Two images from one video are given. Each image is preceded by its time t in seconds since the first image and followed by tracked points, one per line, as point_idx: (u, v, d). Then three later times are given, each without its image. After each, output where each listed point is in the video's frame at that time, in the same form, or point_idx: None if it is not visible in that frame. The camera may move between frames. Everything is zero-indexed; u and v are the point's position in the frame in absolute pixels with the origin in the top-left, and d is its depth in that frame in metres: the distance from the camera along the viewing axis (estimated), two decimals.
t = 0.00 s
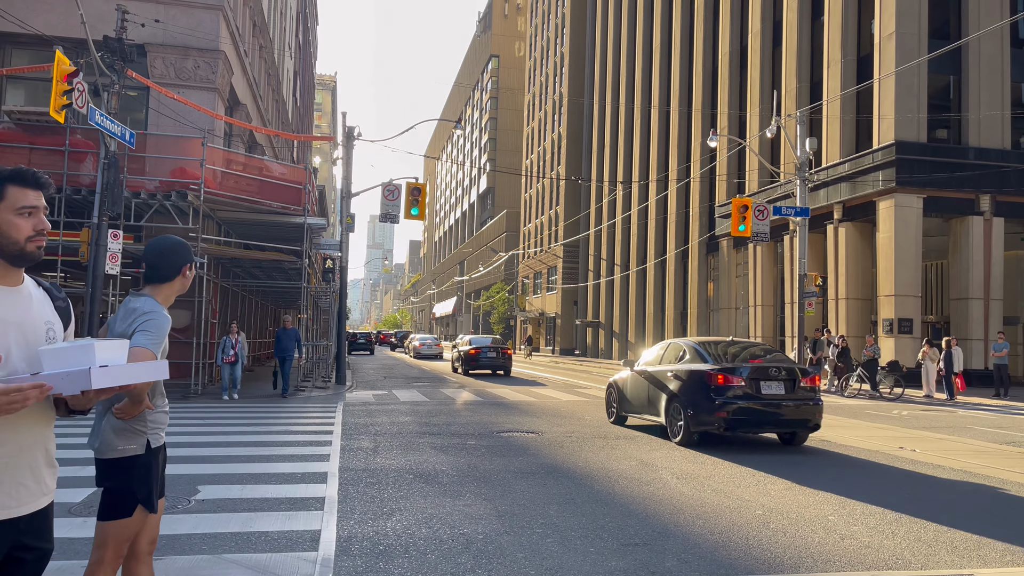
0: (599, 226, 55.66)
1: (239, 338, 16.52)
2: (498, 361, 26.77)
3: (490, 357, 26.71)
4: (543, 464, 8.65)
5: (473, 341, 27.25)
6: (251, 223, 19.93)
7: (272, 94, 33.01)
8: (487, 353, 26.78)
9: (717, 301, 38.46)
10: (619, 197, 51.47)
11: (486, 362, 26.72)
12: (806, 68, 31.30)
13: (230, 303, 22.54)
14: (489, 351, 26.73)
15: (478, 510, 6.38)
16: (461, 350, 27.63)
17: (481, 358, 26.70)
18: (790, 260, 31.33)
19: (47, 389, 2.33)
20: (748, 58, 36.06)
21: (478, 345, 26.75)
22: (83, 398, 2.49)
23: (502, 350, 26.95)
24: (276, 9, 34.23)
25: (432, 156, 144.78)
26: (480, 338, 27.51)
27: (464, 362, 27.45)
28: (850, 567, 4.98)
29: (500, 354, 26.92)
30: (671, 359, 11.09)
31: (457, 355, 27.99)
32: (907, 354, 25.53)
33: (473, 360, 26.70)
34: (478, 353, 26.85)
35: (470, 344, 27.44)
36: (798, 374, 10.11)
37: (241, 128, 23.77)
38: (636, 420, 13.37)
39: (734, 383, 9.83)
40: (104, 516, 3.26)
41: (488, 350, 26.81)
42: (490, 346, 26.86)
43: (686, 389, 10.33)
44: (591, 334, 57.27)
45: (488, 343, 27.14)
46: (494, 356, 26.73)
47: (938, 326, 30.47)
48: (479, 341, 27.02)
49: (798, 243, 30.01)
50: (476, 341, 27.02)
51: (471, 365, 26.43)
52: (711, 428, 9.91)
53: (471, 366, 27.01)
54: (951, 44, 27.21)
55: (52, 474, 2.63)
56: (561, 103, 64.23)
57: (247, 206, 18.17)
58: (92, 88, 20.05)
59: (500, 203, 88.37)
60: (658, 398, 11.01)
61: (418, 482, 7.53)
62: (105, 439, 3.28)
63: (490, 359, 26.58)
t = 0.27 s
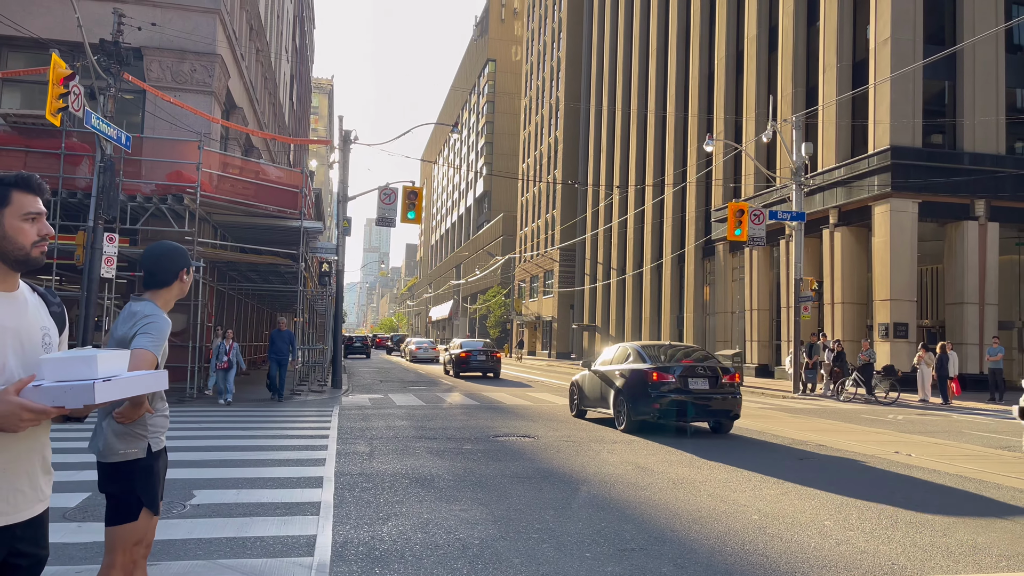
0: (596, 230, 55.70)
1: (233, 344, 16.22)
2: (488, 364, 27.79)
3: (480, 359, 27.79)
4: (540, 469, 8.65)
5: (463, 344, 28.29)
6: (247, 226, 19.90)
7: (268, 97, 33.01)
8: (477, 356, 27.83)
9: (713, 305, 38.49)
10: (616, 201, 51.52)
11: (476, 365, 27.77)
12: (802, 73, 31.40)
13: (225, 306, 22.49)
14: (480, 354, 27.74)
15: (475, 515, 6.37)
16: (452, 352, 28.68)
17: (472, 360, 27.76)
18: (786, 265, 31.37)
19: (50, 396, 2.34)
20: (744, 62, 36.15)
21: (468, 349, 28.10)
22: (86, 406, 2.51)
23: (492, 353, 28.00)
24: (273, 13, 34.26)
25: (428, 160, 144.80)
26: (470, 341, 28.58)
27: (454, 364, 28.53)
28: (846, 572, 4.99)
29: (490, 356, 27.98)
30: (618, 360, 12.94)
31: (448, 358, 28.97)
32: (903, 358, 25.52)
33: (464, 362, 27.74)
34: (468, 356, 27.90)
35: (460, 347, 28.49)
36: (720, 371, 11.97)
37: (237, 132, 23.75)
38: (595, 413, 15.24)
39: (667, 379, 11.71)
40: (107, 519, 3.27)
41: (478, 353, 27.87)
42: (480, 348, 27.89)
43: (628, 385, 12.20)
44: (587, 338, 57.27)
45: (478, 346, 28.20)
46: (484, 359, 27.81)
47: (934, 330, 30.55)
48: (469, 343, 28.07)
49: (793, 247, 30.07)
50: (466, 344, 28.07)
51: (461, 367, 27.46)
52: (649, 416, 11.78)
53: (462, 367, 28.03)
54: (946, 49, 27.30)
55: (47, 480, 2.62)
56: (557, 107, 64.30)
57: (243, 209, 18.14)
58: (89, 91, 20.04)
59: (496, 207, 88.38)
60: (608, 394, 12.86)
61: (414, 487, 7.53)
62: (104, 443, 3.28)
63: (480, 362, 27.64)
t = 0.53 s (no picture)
0: (587, 235, 55.79)
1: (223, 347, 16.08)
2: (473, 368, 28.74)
3: (466, 363, 28.78)
4: (529, 475, 8.64)
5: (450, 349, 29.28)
6: (236, 230, 19.84)
7: (258, 101, 32.90)
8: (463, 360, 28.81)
9: (704, 310, 38.58)
10: (607, 206, 51.62)
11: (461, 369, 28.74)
12: (792, 80, 31.56)
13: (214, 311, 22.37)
14: (465, 358, 28.72)
15: (464, 521, 6.36)
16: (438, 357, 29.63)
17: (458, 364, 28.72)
18: (776, 270, 31.47)
19: (37, 400, 2.37)
20: (734, 69, 36.33)
21: (455, 353, 29.08)
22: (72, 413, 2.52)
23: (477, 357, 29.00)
24: (264, 17, 34.20)
25: (419, 164, 144.73)
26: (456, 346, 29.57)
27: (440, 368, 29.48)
28: None
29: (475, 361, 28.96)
30: (571, 363, 14.53)
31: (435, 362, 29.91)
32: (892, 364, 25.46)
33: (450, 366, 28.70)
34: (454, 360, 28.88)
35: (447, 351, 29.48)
36: (658, 373, 13.61)
37: (227, 136, 23.68)
38: (557, 409, 16.91)
39: (613, 380, 13.36)
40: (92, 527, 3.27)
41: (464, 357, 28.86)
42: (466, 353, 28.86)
43: (580, 385, 13.84)
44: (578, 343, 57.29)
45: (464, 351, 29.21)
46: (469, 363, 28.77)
47: (922, 336, 30.73)
48: (456, 348, 29.07)
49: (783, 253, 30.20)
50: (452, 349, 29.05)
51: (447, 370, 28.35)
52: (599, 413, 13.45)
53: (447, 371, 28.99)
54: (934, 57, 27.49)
55: (31, 489, 2.60)
56: (549, 112, 64.44)
57: (233, 213, 18.09)
58: (77, 94, 19.94)
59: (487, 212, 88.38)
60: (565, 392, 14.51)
61: (403, 493, 7.50)
62: (88, 454, 3.28)
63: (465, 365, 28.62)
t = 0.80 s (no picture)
0: (573, 240, 55.87)
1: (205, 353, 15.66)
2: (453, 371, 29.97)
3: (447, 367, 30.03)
4: (514, 480, 8.62)
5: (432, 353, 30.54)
6: (221, 234, 19.74)
7: (244, 105, 32.78)
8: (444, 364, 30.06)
9: (689, 314, 38.72)
10: (593, 211, 51.74)
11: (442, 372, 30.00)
12: (777, 87, 31.78)
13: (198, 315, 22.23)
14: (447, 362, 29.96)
15: (448, 527, 6.34)
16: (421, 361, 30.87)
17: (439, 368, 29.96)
18: (761, 276, 31.62)
19: (17, 410, 2.41)
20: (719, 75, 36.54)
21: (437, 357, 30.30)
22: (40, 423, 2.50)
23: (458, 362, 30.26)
24: (250, 19, 34.05)
25: (406, 168, 144.54)
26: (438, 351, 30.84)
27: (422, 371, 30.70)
28: None
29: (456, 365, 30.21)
30: (532, 366, 16.17)
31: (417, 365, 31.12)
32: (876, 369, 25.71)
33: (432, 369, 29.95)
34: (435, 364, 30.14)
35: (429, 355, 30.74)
36: (607, 374, 15.36)
37: (213, 139, 23.56)
38: (521, 408, 18.55)
39: (566, 381, 15.12)
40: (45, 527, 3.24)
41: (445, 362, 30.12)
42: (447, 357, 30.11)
43: (538, 385, 15.56)
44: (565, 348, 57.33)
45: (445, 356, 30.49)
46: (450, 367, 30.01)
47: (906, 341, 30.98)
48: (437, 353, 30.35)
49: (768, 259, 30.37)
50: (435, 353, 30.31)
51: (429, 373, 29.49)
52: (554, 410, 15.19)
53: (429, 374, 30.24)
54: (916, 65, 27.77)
55: (4, 495, 2.57)
56: (536, 117, 64.55)
57: (217, 217, 17.98)
58: (60, 96, 19.79)
59: (474, 216, 88.35)
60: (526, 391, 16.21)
61: (388, 498, 7.47)
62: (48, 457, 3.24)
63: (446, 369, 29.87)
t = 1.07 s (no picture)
0: (557, 243, 55.96)
1: (179, 354, 15.32)
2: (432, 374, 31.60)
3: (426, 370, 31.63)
4: (497, 483, 8.62)
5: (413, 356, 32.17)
6: (202, 236, 19.61)
7: (227, 106, 32.59)
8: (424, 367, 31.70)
9: (672, 318, 38.90)
10: (578, 215, 51.87)
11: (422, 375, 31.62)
12: (759, 92, 32.01)
13: (179, 318, 22.05)
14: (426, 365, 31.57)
15: (431, 531, 6.32)
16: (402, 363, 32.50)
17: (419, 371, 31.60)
18: (744, 280, 31.80)
19: None
20: (703, 80, 36.74)
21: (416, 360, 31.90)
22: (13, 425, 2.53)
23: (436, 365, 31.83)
24: (233, 20, 33.83)
25: (391, 171, 144.15)
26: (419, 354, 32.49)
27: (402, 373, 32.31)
28: None
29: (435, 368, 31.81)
30: (498, 367, 17.74)
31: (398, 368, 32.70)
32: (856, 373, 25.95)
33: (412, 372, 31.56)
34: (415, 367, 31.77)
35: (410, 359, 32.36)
36: (562, 375, 16.96)
37: (195, 140, 23.40)
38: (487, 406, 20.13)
39: (525, 381, 16.66)
40: (8, 532, 3.17)
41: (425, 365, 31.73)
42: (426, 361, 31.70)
43: (502, 386, 17.15)
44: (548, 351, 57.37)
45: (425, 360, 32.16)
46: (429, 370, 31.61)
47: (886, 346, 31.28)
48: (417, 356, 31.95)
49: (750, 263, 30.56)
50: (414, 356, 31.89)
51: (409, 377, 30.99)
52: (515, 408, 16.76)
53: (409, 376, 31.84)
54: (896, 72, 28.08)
55: None
56: (520, 121, 64.64)
57: (199, 219, 17.88)
58: (40, 96, 19.59)
59: (458, 219, 88.25)
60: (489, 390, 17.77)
61: (369, 502, 7.44)
62: (12, 461, 3.18)
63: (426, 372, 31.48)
